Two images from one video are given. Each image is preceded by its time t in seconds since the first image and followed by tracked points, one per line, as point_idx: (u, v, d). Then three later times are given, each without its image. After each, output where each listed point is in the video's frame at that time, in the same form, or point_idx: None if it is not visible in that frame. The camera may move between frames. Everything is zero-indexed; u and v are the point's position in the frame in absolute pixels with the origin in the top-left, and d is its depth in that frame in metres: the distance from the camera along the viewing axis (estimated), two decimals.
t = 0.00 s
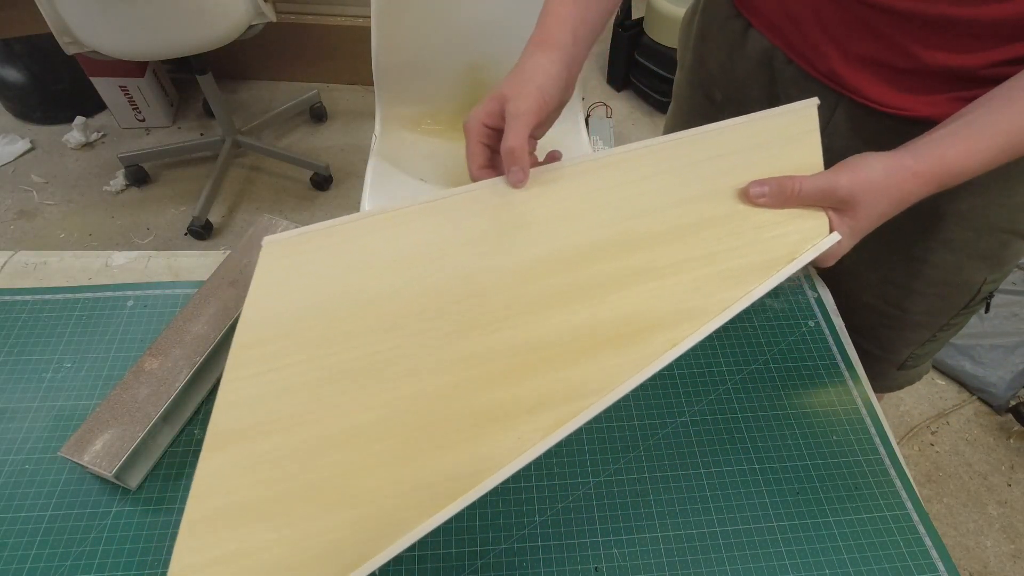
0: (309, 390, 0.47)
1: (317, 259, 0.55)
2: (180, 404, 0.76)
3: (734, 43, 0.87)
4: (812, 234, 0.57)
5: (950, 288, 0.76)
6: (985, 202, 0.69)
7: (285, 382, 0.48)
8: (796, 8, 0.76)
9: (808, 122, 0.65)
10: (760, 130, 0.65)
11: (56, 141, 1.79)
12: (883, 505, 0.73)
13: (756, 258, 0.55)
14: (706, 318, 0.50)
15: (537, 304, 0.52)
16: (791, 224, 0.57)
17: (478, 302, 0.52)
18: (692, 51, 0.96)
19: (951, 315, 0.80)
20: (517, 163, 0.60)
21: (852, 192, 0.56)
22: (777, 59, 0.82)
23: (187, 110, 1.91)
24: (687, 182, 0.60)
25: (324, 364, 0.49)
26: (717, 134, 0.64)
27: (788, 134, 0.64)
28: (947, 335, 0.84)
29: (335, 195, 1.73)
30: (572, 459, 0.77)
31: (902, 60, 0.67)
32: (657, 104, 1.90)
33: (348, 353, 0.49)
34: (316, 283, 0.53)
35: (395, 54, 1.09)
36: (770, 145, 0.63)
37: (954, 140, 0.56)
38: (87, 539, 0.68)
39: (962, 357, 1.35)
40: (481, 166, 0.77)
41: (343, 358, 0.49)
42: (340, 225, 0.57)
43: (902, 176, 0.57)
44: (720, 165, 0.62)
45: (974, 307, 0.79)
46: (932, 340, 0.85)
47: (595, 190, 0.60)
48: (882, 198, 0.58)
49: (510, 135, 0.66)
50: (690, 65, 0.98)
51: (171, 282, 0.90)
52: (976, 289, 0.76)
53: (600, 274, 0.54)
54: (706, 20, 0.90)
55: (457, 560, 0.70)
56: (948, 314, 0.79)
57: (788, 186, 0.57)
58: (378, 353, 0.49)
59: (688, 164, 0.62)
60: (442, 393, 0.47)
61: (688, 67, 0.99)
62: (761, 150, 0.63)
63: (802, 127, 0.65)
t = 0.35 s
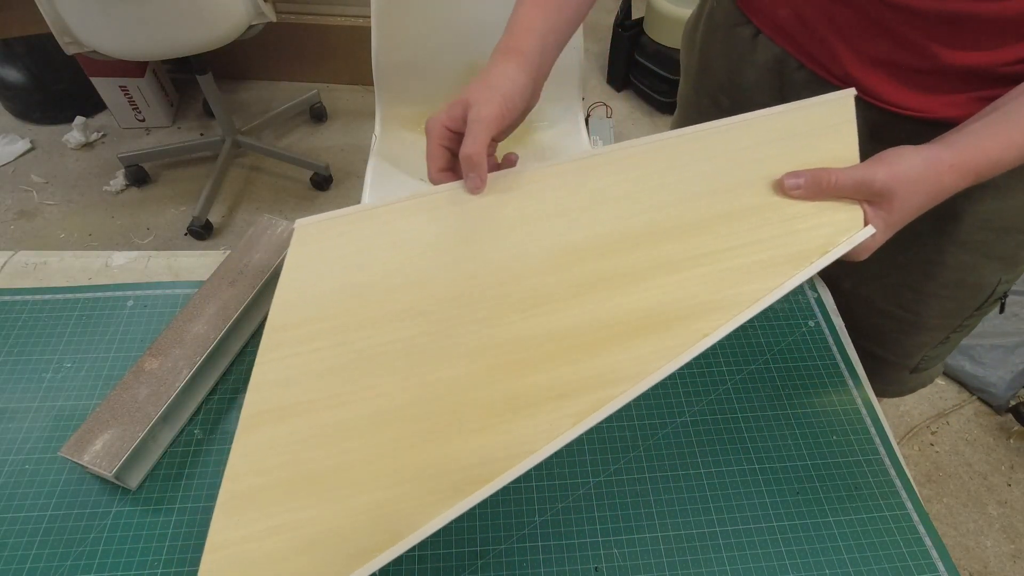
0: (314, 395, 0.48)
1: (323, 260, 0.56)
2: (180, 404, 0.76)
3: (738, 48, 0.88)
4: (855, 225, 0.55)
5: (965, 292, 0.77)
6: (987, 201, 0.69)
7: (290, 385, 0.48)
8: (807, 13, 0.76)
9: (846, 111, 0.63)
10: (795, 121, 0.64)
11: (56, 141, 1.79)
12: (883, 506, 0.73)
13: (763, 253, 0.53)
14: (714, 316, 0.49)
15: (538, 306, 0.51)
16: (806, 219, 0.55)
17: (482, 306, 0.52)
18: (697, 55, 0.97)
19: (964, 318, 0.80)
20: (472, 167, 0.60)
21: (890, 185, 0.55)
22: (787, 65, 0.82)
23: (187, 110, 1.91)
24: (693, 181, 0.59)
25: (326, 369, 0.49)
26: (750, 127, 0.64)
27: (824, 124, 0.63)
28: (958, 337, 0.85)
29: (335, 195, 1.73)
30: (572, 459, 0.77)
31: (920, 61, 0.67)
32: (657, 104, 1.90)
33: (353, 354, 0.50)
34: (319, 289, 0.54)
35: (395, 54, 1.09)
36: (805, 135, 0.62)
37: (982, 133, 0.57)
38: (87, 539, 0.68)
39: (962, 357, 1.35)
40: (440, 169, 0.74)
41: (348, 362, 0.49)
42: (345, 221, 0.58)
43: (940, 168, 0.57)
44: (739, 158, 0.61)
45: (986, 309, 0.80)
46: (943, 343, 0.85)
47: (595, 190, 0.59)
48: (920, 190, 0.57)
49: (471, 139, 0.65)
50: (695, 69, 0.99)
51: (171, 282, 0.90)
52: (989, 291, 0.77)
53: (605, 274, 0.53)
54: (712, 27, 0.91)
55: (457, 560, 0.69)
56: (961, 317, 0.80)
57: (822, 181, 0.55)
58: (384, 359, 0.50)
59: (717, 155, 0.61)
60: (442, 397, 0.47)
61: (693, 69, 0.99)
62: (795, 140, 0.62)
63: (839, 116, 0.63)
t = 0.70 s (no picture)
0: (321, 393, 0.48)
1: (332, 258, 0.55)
2: (180, 404, 0.76)
3: (750, 49, 0.88)
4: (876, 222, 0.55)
5: (979, 287, 0.75)
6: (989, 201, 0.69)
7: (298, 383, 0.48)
8: (820, 13, 0.76)
9: (877, 107, 0.63)
10: (824, 116, 0.63)
11: (56, 141, 1.79)
12: (883, 506, 0.73)
13: (767, 251, 0.53)
14: (717, 314, 0.49)
15: (542, 304, 0.51)
16: (811, 216, 0.55)
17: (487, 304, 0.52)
18: (706, 56, 0.97)
19: (978, 316, 0.79)
20: (428, 167, 0.60)
21: (919, 183, 0.55)
22: (803, 66, 0.82)
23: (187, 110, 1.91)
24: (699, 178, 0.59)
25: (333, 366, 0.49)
26: (777, 122, 0.63)
27: (853, 120, 0.62)
28: (972, 334, 0.83)
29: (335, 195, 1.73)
30: (572, 459, 0.77)
31: (936, 58, 0.67)
32: (657, 104, 1.90)
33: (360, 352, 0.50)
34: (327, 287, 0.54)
35: (395, 54, 1.09)
36: (834, 130, 0.62)
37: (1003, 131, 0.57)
38: (87, 539, 0.68)
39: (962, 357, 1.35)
40: (406, 167, 0.72)
41: (355, 362, 0.49)
42: (362, 220, 0.58)
43: (970, 168, 0.57)
44: (751, 154, 0.60)
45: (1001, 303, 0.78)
46: (958, 340, 0.83)
47: (597, 187, 0.59)
48: (950, 190, 0.57)
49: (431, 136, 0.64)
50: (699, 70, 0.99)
51: (171, 282, 0.90)
52: (1003, 285, 0.75)
53: (609, 273, 0.53)
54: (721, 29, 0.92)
55: (457, 560, 0.70)
56: (976, 312, 0.78)
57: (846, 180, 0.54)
58: (388, 356, 0.49)
59: (739, 147, 0.61)
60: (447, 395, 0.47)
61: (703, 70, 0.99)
62: (823, 136, 0.61)
63: (869, 113, 0.62)
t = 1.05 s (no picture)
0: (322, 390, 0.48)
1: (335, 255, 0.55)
2: (180, 404, 0.76)
3: (754, 49, 0.88)
4: (880, 221, 0.55)
5: (984, 285, 0.75)
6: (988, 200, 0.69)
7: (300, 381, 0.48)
8: (824, 10, 0.76)
9: (901, 104, 0.62)
10: (846, 111, 0.63)
11: (56, 141, 1.79)
12: (884, 506, 0.73)
13: (768, 249, 0.53)
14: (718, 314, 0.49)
15: (543, 300, 0.51)
16: (812, 214, 0.55)
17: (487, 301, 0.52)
18: (708, 56, 0.97)
19: (981, 314, 0.79)
20: (384, 153, 0.60)
21: (943, 185, 0.55)
22: (806, 65, 0.82)
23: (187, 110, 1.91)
24: (702, 174, 0.59)
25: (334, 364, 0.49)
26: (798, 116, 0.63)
27: (875, 116, 0.62)
28: (974, 332, 0.83)
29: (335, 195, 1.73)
30: (572, 459, 0.77)
31: (939, 57, 0.67)
32: (657, 104, 1.90)
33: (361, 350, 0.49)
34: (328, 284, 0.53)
35: (396, 54, 1.09)
36: (855, 126, 0.61)
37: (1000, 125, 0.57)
38: (87, 539, 0.68)
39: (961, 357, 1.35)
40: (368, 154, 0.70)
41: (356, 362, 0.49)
42: (370, 213, 0.57)
43: (993, 171, 0.57)
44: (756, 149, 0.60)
45: (1003, 302, 0.78)
46: (960, 338, 0.83)
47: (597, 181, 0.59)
48: (972, 192, 0.57)
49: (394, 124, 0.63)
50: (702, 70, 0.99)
51: (171, 282, 0.90)
52: (1005, 283, 0.75)
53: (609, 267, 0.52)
54: (725, 27, 0.92)
55: (457, 560, 0.70)
56: (979, 311, 0.78)
57: (875, 178, 0.54)
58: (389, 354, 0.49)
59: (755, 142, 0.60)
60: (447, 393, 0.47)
61: (705, 69, 0.99)
62: (831, 134, 0.61)
63: (892, 110, 0.62)
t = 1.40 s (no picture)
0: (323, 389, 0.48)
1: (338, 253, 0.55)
2: (180, 404, 0.76)
3: (755, 48, 0.88)
4: (887, 215, 0.54)
5: (984, 285, 0.75)
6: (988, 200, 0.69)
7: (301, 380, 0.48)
8: (826, 11, 0.76)
9: (909, 100, 0.62)
10: (854, 107, 0.62)
11: (56, 141, 1.79)
12: (884, 506, 0.73)
13: (770, 246, 0.52)
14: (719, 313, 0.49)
15: (544, 299, 0.51)
16: (816, 210, 0.54)
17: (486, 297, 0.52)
18: (709, 56, 0.97)
19: (982, 313, 0.79)
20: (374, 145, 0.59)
21: (955, 176, 0.55)
22: (806, 65, 0.82)
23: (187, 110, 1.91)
24: (706, 171, 0.58)
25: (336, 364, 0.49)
26: (806, 110, 0.62)
27: (883, 112, 0.62)
28: (976, 332, 0.83)
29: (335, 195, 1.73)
30: (572, 459, 0.77)
31: (941, 57, 0.67)
32: (657, 104, 1.90)
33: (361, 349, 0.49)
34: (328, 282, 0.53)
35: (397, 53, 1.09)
36: (864, 121, 0.61)
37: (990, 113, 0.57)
38: (87, 539, 0.68)
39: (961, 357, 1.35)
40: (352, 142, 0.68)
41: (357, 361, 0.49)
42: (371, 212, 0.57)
43: (999, 164, 0.58)
44: (760, 145, 0.59)
45: (1006, 301, 0.78)
46: (963, 337, 0.83)
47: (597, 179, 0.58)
48: (981, 186, 0.57)
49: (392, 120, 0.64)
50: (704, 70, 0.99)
51: (171, 282, 0.90)
52: (1009, 283, 0.75)
53: (610, 265, 0.52)
54: (727, 27, 0.92)
55: (458, 560, 0.70)
56: (981, 310, 0.78)
57: (887, 168, 0.54)
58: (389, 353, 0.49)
59: (764, 137, 0.60)
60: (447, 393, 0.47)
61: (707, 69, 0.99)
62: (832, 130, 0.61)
63: (900, 106, 0.62)
